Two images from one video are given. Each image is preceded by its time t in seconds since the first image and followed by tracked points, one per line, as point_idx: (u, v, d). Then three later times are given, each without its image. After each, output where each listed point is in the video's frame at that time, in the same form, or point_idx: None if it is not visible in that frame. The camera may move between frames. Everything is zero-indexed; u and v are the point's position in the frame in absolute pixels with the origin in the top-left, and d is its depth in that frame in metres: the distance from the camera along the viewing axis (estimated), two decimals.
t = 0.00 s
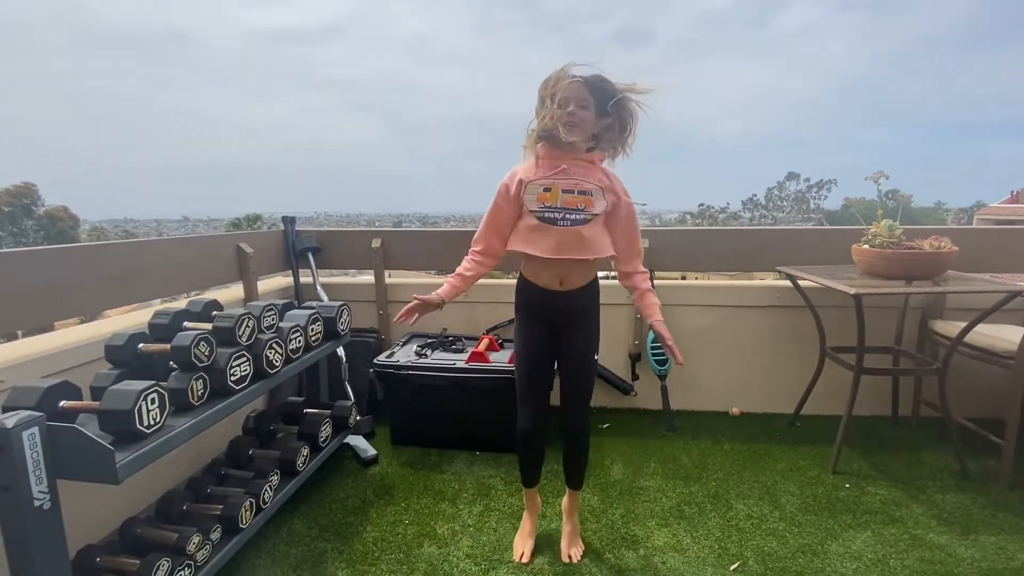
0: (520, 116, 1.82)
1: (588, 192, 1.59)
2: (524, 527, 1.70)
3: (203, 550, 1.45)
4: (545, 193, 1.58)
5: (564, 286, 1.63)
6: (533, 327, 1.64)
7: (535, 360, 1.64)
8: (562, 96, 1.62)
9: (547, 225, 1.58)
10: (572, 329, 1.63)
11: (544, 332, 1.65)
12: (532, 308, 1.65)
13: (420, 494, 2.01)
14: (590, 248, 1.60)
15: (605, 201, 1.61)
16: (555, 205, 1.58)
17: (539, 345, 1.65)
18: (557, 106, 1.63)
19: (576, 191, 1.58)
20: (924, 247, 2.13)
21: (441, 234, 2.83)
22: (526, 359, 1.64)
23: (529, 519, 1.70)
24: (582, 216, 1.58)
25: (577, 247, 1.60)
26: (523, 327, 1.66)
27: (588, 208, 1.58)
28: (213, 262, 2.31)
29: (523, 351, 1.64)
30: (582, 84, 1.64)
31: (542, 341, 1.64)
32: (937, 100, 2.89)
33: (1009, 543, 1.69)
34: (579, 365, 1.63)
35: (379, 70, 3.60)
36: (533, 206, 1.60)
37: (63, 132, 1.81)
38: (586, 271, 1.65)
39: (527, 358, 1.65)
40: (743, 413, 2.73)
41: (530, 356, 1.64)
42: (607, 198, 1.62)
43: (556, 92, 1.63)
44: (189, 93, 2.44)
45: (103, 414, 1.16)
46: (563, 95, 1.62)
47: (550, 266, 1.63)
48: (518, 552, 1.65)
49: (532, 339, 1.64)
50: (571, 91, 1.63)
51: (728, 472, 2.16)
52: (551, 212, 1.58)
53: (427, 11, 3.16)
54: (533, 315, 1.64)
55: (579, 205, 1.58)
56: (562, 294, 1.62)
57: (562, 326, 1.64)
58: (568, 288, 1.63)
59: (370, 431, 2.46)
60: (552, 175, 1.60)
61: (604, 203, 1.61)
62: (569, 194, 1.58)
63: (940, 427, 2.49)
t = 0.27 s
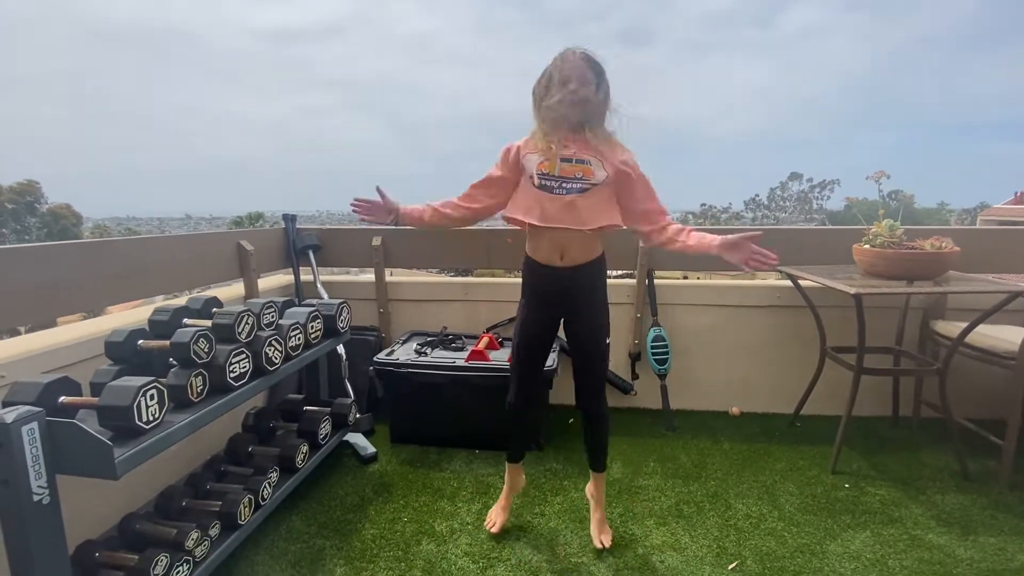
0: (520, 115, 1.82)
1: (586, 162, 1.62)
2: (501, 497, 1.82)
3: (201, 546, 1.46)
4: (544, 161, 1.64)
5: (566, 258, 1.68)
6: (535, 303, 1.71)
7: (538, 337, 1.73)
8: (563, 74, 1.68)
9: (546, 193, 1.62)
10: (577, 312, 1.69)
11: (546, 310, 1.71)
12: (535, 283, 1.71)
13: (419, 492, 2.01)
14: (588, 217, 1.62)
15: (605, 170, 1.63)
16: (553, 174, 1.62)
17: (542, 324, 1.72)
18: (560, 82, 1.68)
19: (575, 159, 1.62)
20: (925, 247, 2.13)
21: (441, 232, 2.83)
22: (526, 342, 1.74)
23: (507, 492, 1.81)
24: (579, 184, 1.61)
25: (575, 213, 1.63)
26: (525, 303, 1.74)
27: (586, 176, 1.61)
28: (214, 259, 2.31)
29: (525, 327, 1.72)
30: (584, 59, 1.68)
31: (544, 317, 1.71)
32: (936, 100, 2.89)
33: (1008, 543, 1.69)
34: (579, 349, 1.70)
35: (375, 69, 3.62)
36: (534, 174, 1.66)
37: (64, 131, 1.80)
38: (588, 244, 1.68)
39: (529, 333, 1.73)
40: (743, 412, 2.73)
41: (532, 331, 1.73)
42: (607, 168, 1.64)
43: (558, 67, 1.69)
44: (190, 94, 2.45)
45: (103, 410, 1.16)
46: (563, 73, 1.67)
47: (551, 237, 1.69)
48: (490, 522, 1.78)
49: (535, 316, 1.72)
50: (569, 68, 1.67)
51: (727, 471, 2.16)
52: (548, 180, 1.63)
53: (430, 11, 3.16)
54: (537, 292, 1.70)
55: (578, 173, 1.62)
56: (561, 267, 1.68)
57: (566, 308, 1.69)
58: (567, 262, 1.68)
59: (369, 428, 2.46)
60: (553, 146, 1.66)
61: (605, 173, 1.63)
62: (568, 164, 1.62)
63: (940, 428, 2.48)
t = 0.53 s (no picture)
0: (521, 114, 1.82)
1: (589, 211, 1.66)
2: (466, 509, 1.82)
3: (201, 544, 1.46)
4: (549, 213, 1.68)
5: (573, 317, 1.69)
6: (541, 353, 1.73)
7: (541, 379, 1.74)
8: (561, 132, 1.71)
9: (552, 245, 1.67)
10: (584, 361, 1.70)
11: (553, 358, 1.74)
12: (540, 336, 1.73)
13: (419, 491, 2.01)
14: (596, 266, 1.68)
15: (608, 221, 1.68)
16: (560, 225, 1.66)
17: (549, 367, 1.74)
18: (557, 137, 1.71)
19: (578, 210, 1.66)
20: (926, 248, 2.13)
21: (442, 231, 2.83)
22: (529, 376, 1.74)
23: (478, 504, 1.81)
24: (584, 234, 1.66)
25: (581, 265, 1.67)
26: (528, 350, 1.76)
27: (590, 226, 1.65)
28: (215, 258, 2.31)
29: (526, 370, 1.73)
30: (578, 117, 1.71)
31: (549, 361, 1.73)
32: (937, 100, 2.83)
33: (1008, 545, 1.69)
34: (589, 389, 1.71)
35: (377, 72, 3.48)
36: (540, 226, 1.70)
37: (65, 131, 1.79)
38: (594, 297, 1.69)
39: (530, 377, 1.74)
40: (743, 413, 2.73)
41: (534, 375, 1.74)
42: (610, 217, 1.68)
43: (556, 127, 1.72)
44: (191, 94, 2.34)
45: (104, 408, 1.16)
46: (561, 131, 1.70)
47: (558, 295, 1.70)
48: (448, 527, 1.76)
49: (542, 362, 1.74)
50: (567, 127, 1.70)
51: (727, 472, 2.16)
52: (554, 232, 1.68)
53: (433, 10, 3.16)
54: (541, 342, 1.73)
55: (582, 223, 1.66)
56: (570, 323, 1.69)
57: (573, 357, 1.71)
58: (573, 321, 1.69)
59: (370, 427, 2.46)
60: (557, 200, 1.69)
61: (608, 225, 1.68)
62: (571, 216, 1.66)
63: (940, 430, 2.48)
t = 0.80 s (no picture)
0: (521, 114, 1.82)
1: (590, 180, 1.61)
2: (530, 513, 1.79)
3: (200, 542, 1.46)
4: (547, 184, 1.62)
5: (572, 279, 1.67)
6: (541, 316, 1.70)
7: (546, 352, 1.71)
8: (560, 86, 1.64)
9: (553, 216, 1.62)
10: (576, 337, 1.68)
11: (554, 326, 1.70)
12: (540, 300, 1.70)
13: (418, 490, 2.01)
14: (594, 236, 1.64)
15: (607, 190, 1.64)
16: (559, 197, 1.61)
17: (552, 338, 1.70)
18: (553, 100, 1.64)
19: (577, 179, 1.61)
20: (926, 250, 2.13)
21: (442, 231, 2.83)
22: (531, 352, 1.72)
23: (535, 507, 1.78)
24: (584, 205, 1.62)
25: (580, 234, 1.63)
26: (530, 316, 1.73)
27: (591, 196, 1.61)
28: (215, 256, 2.31)
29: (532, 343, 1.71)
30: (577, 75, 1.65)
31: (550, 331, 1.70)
32: (937, 100, 2.83)
33: (1007, 547, 1.69)
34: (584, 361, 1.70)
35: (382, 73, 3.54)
36: (537, 200, 1.63)
37: (64, 130, 1.79)
38: (592, 261, 1.68)
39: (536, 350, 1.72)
40: (742, 414, 2.73)
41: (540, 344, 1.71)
42: (609, 185, 1.65)
43: (554, 82, 1.66)
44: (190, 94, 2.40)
45: (102, 406, 1.16)
46: (560, 88, 1.64)
47: (555, 260, 1.67)
48: (524, 535, 1.72)
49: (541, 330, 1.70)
50: (566, 85, 1.64)
51: (726, 473, 2.16)
52: (554, 203, 1.62)
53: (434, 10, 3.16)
54: (542, 307, 1.69)
55: (582, 193, 1.61)
56: (569, 286, 1.66)
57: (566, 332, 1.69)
58: (573, 282, 1.66)
59: (369, 427, 2.46)
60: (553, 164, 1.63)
61: (607, 193, 1.64)
62: (570, 184, 1.61)
63: (939, 431, 2.48)
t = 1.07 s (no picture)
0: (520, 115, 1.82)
1: (585, 159, 1.65)
2: (512, 500, 1.82)
3: (198, 542, 1.45)
4: (543, 162, 1.66)
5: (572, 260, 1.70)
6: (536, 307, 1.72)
7: (540, 343, 1.75)
8: (553, 76, 1.67)
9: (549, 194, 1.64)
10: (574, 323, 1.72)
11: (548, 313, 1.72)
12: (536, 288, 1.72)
13: (417, 490, 2.01)
14: (596, 216, 1.65)
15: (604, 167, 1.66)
16: (555, 174, 1.64)
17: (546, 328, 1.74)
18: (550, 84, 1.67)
19: (574, 158, 1.64)
20: (924, 251, 2.13)
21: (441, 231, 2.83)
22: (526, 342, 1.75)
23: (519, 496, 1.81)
24: (581, 182, 1.64)
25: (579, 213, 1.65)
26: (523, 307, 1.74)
27: (588, 173, 1.64)
28: (214, 256, 2.31)
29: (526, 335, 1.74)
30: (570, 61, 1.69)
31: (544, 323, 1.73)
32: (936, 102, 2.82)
33: (1004, 548, 1.69)
34: (579, 349, 1.75)
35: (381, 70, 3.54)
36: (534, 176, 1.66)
37: (62, 130, 1.78)
38: (591, 240, 1.70)
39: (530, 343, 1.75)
40: (740, 415, 2.73)
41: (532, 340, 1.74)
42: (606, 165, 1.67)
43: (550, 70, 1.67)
44: (191, 93, 2.45)
45: (101, 406, 1.16)
46: (554, 75, 1.66)
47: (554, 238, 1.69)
48: (508, 525, 1.77)
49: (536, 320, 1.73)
50: (561, 70, 1.66)
51: (724, 473, 2.16)
52: (551, 180, 1.65)
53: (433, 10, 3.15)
54: (538, 297, 1.72)
55: (579, 171, 1.64)
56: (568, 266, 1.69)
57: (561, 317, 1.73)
58: (573, 263, 1.69)
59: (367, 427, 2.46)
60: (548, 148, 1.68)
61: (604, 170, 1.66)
62: (568, 162, 1.64)
63: (936, 432, 2.49)
